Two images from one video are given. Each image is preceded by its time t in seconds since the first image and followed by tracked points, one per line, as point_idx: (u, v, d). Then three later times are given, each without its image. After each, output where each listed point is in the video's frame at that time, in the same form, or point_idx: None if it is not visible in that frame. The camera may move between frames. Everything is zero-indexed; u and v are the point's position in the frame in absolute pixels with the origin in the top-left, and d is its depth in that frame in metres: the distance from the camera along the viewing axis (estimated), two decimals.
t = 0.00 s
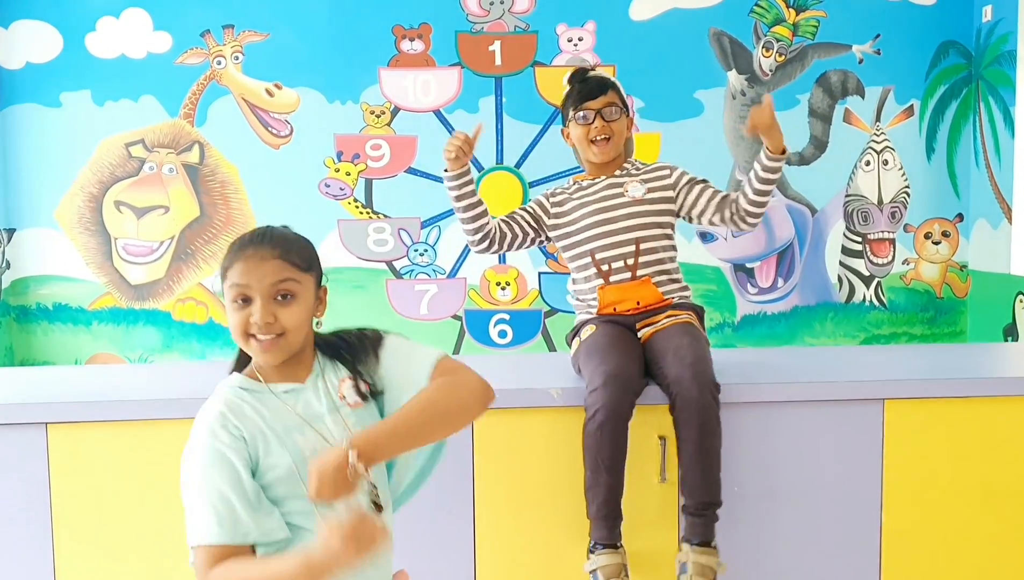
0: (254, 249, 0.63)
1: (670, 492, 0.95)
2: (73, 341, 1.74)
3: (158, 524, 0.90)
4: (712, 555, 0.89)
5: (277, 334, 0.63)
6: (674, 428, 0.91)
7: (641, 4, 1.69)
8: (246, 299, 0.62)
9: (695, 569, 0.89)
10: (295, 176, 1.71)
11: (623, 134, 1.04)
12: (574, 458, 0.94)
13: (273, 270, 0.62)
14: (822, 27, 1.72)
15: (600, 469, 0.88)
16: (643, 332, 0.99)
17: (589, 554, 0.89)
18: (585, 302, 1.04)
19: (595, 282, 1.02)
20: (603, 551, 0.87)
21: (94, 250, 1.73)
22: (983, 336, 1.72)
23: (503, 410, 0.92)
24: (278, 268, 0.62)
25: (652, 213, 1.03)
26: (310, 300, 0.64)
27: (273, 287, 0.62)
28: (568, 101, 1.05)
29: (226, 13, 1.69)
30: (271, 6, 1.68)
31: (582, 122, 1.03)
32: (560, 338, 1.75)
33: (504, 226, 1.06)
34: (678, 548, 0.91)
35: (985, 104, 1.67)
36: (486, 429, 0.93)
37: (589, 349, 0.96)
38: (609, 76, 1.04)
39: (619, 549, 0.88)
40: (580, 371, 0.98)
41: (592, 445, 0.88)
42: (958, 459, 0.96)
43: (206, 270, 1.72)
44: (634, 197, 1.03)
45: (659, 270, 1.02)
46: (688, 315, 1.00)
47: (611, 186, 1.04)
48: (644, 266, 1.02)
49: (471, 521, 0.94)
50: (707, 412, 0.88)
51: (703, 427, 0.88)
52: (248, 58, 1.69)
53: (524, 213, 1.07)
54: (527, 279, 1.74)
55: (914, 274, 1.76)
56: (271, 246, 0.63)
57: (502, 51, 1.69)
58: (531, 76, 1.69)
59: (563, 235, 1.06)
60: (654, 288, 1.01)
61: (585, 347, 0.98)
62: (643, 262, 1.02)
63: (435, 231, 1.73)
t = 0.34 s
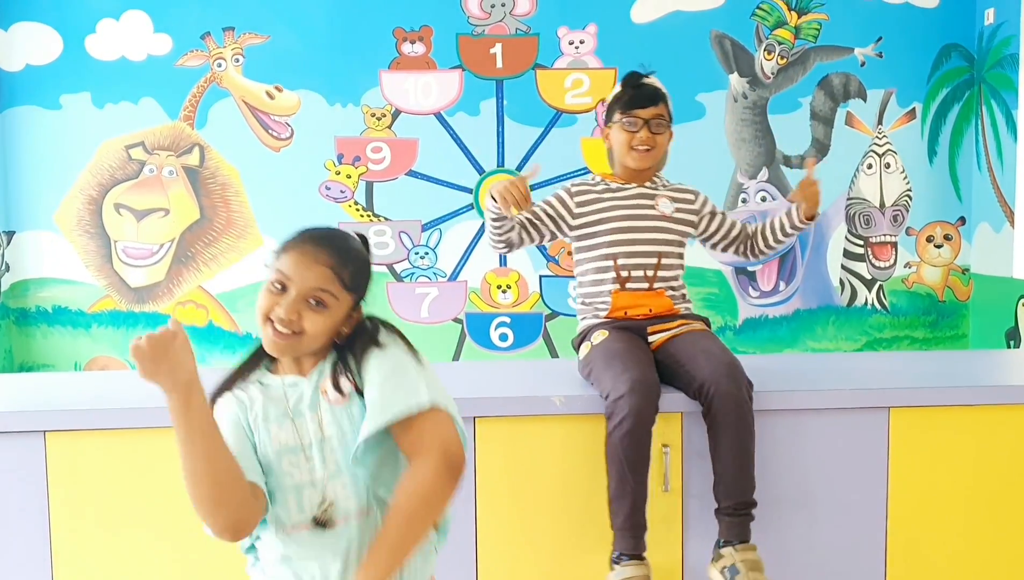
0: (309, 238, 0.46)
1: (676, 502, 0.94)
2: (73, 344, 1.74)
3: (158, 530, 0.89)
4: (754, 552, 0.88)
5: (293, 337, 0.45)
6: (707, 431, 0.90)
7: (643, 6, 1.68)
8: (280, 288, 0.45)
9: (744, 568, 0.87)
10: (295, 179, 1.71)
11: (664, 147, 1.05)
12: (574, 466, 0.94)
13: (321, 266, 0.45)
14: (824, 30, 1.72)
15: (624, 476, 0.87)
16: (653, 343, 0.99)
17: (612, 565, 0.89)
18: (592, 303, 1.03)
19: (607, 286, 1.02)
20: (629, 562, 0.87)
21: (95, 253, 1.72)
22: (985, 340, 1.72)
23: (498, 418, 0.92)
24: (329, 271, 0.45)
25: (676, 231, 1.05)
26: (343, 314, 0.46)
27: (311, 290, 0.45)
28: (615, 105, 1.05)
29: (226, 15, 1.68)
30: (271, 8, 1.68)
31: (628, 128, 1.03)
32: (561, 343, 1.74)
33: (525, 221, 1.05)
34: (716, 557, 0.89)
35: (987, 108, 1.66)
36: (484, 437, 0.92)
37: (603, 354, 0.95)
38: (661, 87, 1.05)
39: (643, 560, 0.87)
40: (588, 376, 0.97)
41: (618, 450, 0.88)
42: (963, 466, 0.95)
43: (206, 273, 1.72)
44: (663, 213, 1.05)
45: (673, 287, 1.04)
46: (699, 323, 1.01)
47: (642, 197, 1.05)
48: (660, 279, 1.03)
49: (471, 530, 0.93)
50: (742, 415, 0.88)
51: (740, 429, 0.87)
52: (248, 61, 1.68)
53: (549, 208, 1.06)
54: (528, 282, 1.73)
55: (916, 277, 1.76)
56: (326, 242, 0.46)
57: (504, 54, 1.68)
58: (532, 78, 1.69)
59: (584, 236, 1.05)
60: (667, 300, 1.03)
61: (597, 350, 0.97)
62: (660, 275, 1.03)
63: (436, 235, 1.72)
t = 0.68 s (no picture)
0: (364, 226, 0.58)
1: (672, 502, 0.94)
2: (73, 345, 1.74)
3: (156, 530, 0.89)
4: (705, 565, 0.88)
5: (358, 314, 0.55)
6: (698, 440, 0.90)
7: (643, 7, 1.68)
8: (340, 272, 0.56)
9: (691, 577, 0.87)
10: (295, 180, 1.71)
11: (706, 134, 1.05)
12: (573, 468, 0.94)
13: (381, 251, 0.56)
14: (824, 31, 1.72)
15: (602, 459, 0.87)
16: (661, 343, 0.99)
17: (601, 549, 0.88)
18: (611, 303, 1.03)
19: (633, 282, 1.02)
20: (615, 547, 0.86)
21: (95, 254, 1.72)
22: (985, 342, 1.71)
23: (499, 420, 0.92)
24: (385, 252, 0.56)
25: (711, 238, 1.04)
26: (400, 292, 0.56)
27: (371, 270, 0.56)
28: (656, 100, 1.07)
29: (225, 16, 1.68)
30: (271, 8, 1.68)
31: (668, 118, 1.05)
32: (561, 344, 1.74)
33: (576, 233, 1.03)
34: (670, 557, 0.90)
35: (987, 109, 1.66)
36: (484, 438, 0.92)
37: (599, 345, 0.96)
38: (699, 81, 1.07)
39: (630, 544, 0.87)
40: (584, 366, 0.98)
41: (595, 435, 0.88)
42: (961, 468, 0.95)
43: (206, 274, 1.72)
44: (704, 218, 1.04)
45: (698, 296, 1.03)
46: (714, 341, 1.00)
47: (685, 198, 1.05)
48: (687, 284, 1.02)
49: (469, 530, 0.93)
50: (736, 433, 0.87)
51: (731, 445, 0.87)
52: (249, 62, 1.68)
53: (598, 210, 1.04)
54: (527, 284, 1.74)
55: (916, 279, 1.76)
56: (383, 230, 0.58)
57: (504, 55, 1.68)
58: (532, 80, 1.69)
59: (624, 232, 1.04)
60: (687, 310, 1.02)
61: (595, 341, 0.98)
62: (688, 281, 1.02)
63: (436, 236, 1.73)
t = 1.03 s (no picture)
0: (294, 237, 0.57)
1: (668, 504, 0.95)
2: (73, 346, 1.74)
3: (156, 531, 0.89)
4: (721, 567, 0.88)
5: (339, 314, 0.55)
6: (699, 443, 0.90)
7: (642, 7, 1.68)
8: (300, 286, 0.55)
9: None
10: (294, 181, 1.71)
11: (666, 135, 1.06)
12: (569, 470, 0.94)
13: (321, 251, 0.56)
14: (823, 32, 1.72)
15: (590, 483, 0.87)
16: (648, 347, 0.99)
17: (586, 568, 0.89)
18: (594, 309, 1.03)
19: (611, 283, 1.03)
20: (598, 566, 0.86)
21: (94, 254, 1.72)
22: (985, 342, 1.71)
23: (492, 421, 0.92)
24: (325, 254, 0.51)
25: (683, 228, 1.04)
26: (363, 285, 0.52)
27: (323, 274, 0.50)
28: (617, 102, 1.08)
29: (225, 16, 1.68)
30: (270, 9, 1.68)
31: (629, 119, 1.05)
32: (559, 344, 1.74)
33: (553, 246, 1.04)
34: (685, 561, 0.90)
35: (986, 109, 1.66)
36: (479, 440, 0.92)
37: (581, 361, 0.97)
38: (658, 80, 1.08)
39: (613, 565, 0.87)
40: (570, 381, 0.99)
41: (583, 456, 0.88)
42: (959, 468, 0.95)
43: (206, 275, 1.72)
44: (671, 209, 1.05)
45: (681, 287, 1.03)
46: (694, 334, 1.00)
47: (651, 193, 1.06)
48: (666, 279, 1.02)
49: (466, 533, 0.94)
50: (736, 434, 0.87)
51: (732, 446, 0.87)
52: (248, 63, 1.68)
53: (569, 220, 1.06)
54: (528, 284, 1.73)
55: (915, 279, 1.76)
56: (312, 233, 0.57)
57: (502, 55, 1.68)
58: (531, 80, 1.69)
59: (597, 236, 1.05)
60: (670, 303, 1.02)
61: (579, 355, 0.99)
62: (666, 274, 1.02)
63: (435, 236, 1.72)
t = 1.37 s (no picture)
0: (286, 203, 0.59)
1: (667, 505, 0.94)
2: (72, 346, 1.74)
3: (156, 530, 0.90)
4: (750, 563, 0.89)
5: (315, 289, 0.57)
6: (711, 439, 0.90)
7: (642, 7, 1.68)
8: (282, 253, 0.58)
9: (737, 579, 0.88)
10: (294, 181, 1.71)
11: (638, 139, 1.05)
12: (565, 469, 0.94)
13: (308, 219, 0.58)
14: (823, 32, 1.72)
15: (586, 479, 0.87)
16: (647, 344, 1.00)
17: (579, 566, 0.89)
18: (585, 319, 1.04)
19: (602, 294, 1.03)
20: (592, 565, 0.87)
21: (94, 254, 1.72)
22: (984, 342, 1.71)
23: (490, 420, 0.92)
24: (315, 220, 0.58)
25: (665, 228, 1.04)
26: (345, 255, 0.59)
27: (310, 240, 0.58)
28: (584, 108, 1.07)
29: (225, 16, 1.68)
30: (270, 9, 1.68)
31: (597, 127, 1.04)
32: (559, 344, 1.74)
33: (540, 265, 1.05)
34: (711, 560, 0.91)
35: (986, 110, 1.66)
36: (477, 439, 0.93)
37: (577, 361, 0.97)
38: (625, 81, 1.06)
39: (607, 563, 0.88)
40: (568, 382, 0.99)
41: (580, 454, 0.88)
42: (958, 468, 0.95)
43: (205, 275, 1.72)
44: (649, 211, 1.04)
45: (669, 289, 1.03)
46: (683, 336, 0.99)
47: (628, 199, 1.05)
48: (654, 283, 1.02)
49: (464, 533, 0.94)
50: (749, 427, 0.88)
51: (746, 440, 0.88)
52: (247, 62, 1.68)
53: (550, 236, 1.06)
54: (528, 284, 1.73)
55: (914, 279, 1.76)
56: (306, 199, 0.59)
57: (502, 55, 1.68)
58: (531, 80, 1.69)
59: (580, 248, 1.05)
60: (663, 305, 1.02)
61: (574, 357, 0.99)
62: (654, 278, 1.02)
63: (435, 236, 1.72)
